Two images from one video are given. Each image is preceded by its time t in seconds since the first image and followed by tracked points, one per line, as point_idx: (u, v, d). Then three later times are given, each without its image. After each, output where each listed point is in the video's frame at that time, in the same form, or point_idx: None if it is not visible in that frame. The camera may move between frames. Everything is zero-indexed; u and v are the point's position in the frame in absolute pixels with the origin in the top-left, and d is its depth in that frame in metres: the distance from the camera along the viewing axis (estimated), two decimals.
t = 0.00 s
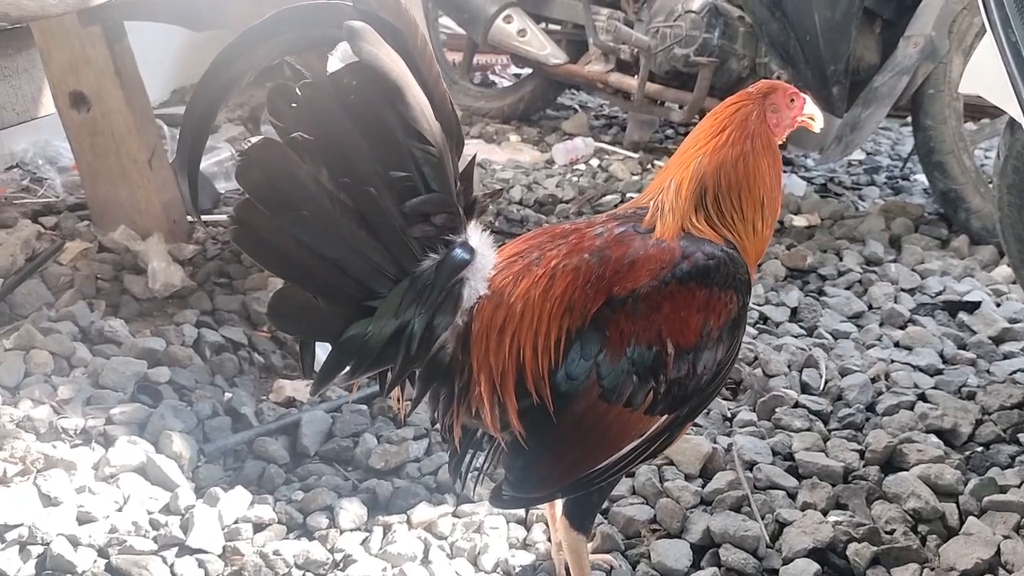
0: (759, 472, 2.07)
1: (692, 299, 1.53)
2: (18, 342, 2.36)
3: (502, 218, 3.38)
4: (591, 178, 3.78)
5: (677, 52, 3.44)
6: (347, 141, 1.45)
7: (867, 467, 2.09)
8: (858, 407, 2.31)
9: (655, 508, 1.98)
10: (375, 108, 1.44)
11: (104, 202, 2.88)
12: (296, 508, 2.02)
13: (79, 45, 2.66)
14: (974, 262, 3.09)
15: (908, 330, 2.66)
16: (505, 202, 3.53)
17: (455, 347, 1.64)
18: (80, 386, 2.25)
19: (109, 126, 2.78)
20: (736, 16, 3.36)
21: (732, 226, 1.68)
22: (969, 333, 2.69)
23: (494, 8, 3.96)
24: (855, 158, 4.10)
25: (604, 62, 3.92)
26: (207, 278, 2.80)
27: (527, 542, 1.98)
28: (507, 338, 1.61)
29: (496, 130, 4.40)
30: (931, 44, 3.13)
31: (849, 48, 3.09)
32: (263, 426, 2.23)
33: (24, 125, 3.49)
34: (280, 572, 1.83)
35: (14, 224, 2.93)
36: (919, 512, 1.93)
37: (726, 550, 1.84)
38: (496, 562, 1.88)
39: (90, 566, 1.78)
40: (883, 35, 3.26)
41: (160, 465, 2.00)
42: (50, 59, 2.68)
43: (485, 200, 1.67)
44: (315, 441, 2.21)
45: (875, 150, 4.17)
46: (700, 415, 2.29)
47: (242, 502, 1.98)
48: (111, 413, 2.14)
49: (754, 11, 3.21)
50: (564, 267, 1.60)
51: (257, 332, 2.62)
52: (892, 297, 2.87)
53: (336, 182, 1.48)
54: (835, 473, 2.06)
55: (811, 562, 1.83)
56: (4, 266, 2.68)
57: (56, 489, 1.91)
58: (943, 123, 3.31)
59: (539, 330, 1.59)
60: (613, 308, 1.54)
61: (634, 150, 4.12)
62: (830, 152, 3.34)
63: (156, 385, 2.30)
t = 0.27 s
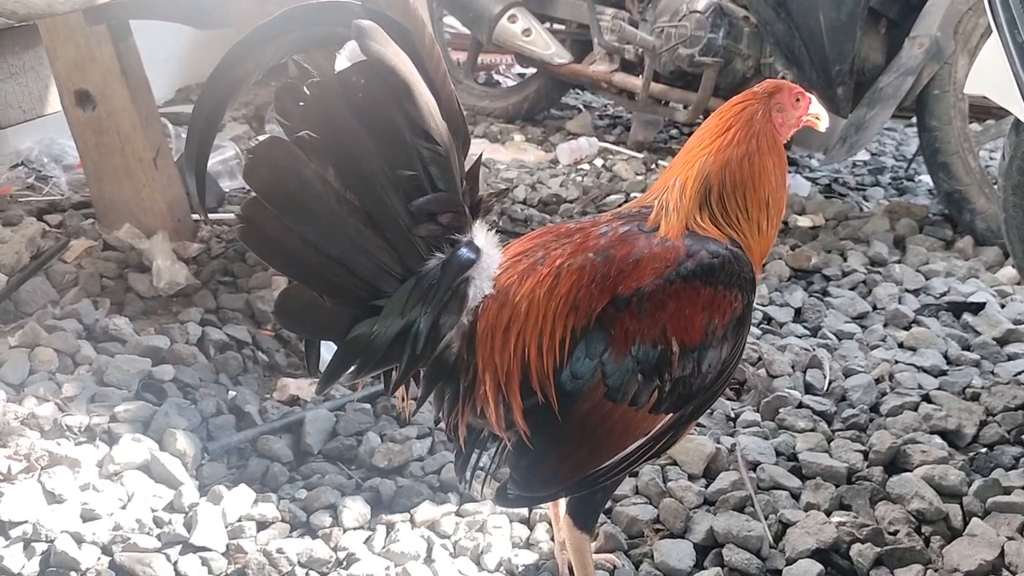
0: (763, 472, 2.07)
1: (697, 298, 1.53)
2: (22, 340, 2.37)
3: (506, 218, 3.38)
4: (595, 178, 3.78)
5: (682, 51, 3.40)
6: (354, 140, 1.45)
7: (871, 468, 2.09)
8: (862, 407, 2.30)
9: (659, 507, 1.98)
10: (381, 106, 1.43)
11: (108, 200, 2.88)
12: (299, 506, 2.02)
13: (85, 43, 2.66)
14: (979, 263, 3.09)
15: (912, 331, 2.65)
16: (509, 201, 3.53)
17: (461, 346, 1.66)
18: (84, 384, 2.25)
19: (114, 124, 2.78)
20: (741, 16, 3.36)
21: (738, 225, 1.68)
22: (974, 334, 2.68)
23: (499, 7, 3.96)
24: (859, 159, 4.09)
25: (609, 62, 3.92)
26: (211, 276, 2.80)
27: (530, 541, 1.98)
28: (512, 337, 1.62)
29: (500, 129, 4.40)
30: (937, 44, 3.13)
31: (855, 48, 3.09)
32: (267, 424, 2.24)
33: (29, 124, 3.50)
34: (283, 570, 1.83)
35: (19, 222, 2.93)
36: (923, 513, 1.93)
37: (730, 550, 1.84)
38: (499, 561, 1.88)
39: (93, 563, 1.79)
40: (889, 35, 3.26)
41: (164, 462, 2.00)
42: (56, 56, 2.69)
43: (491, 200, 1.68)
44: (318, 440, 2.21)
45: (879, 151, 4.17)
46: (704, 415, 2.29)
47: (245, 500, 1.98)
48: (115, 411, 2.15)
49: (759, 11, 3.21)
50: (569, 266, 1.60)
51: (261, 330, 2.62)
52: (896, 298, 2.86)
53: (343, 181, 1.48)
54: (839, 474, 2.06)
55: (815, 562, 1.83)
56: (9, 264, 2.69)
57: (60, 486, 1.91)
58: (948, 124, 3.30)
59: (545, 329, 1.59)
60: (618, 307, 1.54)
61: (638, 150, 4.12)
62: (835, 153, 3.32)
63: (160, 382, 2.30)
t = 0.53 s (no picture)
0: (765, 474, 2.07)
1: (698, 299, 1.53)
2: (25, 340, 2.37)
3: (508, 218, 3.38)
4: (597, 178, 3.78)
5: (684, 52, 3.40)
6: (357, 142, 1.45)
7: (873, 469, 2.09)
8: (864, 409, 2.30)
9: (661, 509, 1.98)
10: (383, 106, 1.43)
11: (110, 201, 2.88)
12: (301, 506, 2.02)
13: (87, 44, 2.67)
14: (981, 264, 3.08)
15: (914, 332, 2.65)
16: (511, 202, 3.53)
17: (463, 349, 1.65)
18: (87, 384, 2.25)
19: (116, 125, 2.78)
20: (743, 17, 3.36)
21: (739, 226, 1.68)
22: (976, 336, 2.68)
23: (501, 8, 3.96)
24: (861, 159, 4.09)
25: (611, 62, 3.92)
26: (213, 277, 2.80)
27: (532, 542, 1.98)
28: (514, 338, 1.61)
29: (502, 130, 4.40)
30: (939, 45, 3.12)
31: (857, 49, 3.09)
32: (269, 425, 2.24)
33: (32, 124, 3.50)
34: (286, 571, 1.83)
35: (22, 222, 2.93)
36: (925, 514, 1.93)
37: (731, 551, 1.84)
38: (500, 562, 1.88)
39: (96, 563, 1.79)
40: (891, 36, 3.26)
41: (166, 463, 2.00)
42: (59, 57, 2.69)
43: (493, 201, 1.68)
44: (320, 440, 2.21)
45: (882, 152, 4.17)
46: (707, 416, 2.29)
47: (248, 500, 1.98)
48: (117, 412, 2.15)
49: (761, 12, 3.21)
50: (570, 267, 1.60)
51: (263, 331, 2.62)
52: (898, 299, 2.86)
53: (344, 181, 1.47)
54: (841, 475, 2.06)
55: (817, 564, 1.83)
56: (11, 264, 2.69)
57: (62, 487, 1.91)
58: (951, 124, 3.30)
59: (546, 330, 1.59)
60: (619, 308, 1.54)
61: (640, 150, 4.12)
62: (837, 154, 3.32)
63: (162, 383, 2.30)
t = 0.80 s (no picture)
0: (766, 474, 2.07)
1: (698, 298, 1.53)
2: (26, 340, 2.37)
3: (509, 219, 3.38)
4: (599, 179, 3.78)
5: (686, 53, 3.40)
6: (357, 142, 1.45)
7: (874, 470, 2.08)
8: (865, 409, 2.30)
9: (661, 509, 1.98)
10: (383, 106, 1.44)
11: (112, 201, 2.88)
12: (302, 507, 2.02)
13: (89, 44, 2.67)
14: (983, 264, 3.08)
15: (916, 333, 2.65)
16: (513, 202, 3.53)
17: (462, 349, 1.66)
18: (88, 384, 2.25)
19: (118, 125, 2.79)
20: (744, 18, 3.37)
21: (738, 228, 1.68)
22: (977, 336, 2.68)
23: (503, 8, 3.96)
24: (863, 159, 4.09)
25: (612, 63, 3.92)
26: (215, 276, 2.81)
27: (532, 542, 1.97)
28: (514, 339, 1.62)
29: (504, 130, 4.40)
30: (941, 45, 3.12)
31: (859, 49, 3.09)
32: (271, 425, 2.24)
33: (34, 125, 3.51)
34: (286, 571, 1.83)
35: (24, 222, 2.94)
36: (926, 515, 1.93)
37: (732, 552, 1.84)
38: (501, 563, 1.88)
39: (97, 563, 1.79)
40: (893, 36, 3.25)
41: (167, 463, 2.00)
42: (60, 58, 2.69)
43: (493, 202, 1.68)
44: (321, 440, 2.21)
45: (884, 152, 4.16)
46: (708, 416, 2.29)
47: (248, 500, 1.98)
48: (119, 412, 2.15)
49: (763, 12, 3.21)
50: (570, 268, 1.60)
51: (264, 331, 2.62)
52: (900, 299, 2.86)
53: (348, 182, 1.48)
54: (842, 476, 2.06)
55: (818, 564, 1.83)
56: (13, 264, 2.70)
57: (63, 487, 1.92)
58: (952, 125, 3.29)
59: (546, 331, 1.59)
60: (619, 308, 1.54)
61: (642, 151, 4.12)
62: (838, 154, 3.33)
63: (163, 383, 2.31)
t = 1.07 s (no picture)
0: (767, 476, 2.07)
1: (698, 301, 1.53)
2: (27, 343, 2.37)
3: (510, 220, 3.38)
4: (599, 180, 3.78)
5: (686, 54, 3.40)
6: (356, 146, 1.46)
7: (875, 472, 2.08)
8: (866, 411, 2.30)
9: (662, 511, 1.98)
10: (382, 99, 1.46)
11: (113, 203, 2.89)
12: (303, 509, 2.02)
13: (89, 47, 2.68)
14: (984, 265, 3.08)
15: (916, 334, 2.65)
16: (513, 204, 3.52)
17: (461, 353, 1.66)
18: (89, 387, 2.25)
19: (118, 127, 2.79)
20: (745, 19, 3.36)
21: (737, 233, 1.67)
22: (978, 337, 2.68)
23: (503, 9, 3.96)
24: (863, 160, 4.09)
25: (613, 64, 3.92)
26: (215, 279, 2.81)
27: (533, 545, 1.97)
28: (514, 343, 1.62)
29: (504, 131, 4.40)
30: (941, 46, 3.11)
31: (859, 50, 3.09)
32: (271, 427, 2.24)
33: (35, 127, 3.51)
34: (287, 574, 1.83)
35: (24, 225, 2.94)
36: (927, 517, 1.93)
37: (733, 554, 1.84)
38: (502, 566, 1.88)
39: (97, 566, 1.79)
40: (893, 37, 3.25)
41: (168, 466, 2.00)
42: (61, 60, 2.70)
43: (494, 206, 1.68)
44: (322, 443, 2.21)
45: (884, 153, 4.16)
46: (708, 419, 2.29)
47: (249, 503, 1.98)
48: (120, 415, 2.15)
49: (763, 13, 3.21)
50: (570, 272, 1.60)
51: (265, 333, 2.63)
52: (900, 300, 2.86)
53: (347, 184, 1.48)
54: (842, 478, 2.06)
55: (819, 566, 1.83)
56: (14, 266, 2.70)
57: (64, 490, 1.92)
58: (952, 126, 3.29)
59: (547, 335, 1.59)
60: (619, 312, 1.54)
61: (642, 152, 4.12)
62: (838, 156, 3.33)
63: (164, 386, 2.31)
